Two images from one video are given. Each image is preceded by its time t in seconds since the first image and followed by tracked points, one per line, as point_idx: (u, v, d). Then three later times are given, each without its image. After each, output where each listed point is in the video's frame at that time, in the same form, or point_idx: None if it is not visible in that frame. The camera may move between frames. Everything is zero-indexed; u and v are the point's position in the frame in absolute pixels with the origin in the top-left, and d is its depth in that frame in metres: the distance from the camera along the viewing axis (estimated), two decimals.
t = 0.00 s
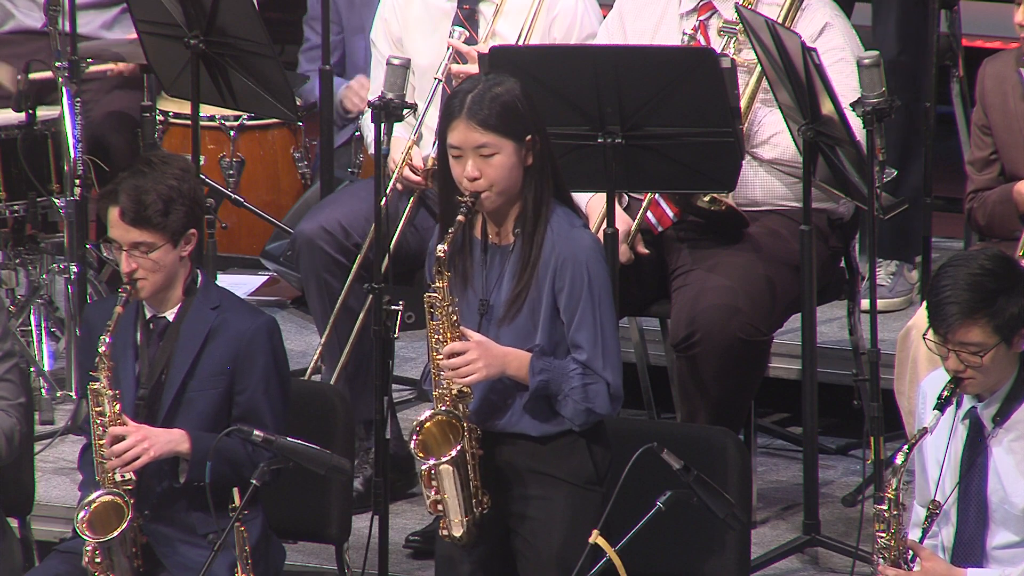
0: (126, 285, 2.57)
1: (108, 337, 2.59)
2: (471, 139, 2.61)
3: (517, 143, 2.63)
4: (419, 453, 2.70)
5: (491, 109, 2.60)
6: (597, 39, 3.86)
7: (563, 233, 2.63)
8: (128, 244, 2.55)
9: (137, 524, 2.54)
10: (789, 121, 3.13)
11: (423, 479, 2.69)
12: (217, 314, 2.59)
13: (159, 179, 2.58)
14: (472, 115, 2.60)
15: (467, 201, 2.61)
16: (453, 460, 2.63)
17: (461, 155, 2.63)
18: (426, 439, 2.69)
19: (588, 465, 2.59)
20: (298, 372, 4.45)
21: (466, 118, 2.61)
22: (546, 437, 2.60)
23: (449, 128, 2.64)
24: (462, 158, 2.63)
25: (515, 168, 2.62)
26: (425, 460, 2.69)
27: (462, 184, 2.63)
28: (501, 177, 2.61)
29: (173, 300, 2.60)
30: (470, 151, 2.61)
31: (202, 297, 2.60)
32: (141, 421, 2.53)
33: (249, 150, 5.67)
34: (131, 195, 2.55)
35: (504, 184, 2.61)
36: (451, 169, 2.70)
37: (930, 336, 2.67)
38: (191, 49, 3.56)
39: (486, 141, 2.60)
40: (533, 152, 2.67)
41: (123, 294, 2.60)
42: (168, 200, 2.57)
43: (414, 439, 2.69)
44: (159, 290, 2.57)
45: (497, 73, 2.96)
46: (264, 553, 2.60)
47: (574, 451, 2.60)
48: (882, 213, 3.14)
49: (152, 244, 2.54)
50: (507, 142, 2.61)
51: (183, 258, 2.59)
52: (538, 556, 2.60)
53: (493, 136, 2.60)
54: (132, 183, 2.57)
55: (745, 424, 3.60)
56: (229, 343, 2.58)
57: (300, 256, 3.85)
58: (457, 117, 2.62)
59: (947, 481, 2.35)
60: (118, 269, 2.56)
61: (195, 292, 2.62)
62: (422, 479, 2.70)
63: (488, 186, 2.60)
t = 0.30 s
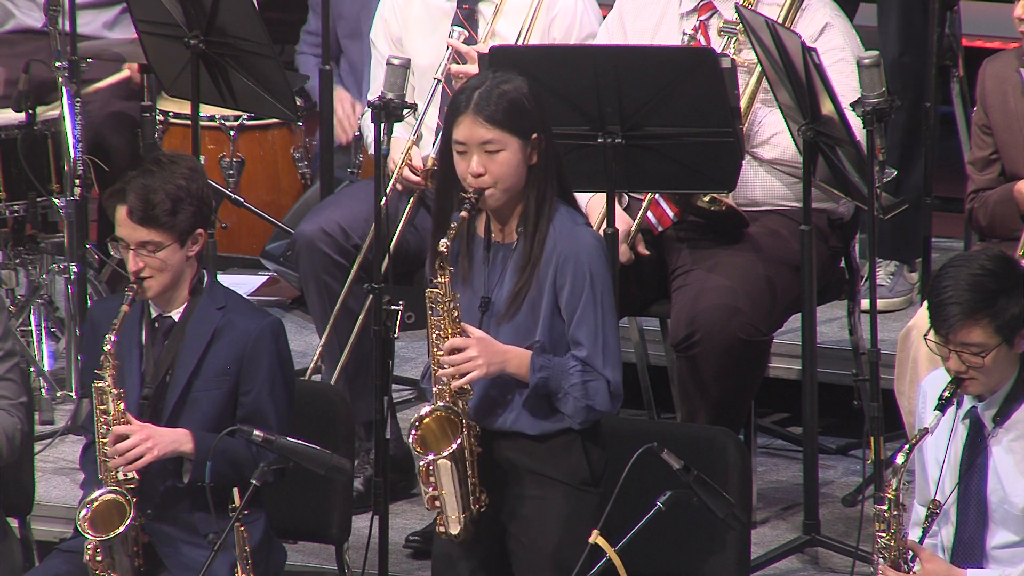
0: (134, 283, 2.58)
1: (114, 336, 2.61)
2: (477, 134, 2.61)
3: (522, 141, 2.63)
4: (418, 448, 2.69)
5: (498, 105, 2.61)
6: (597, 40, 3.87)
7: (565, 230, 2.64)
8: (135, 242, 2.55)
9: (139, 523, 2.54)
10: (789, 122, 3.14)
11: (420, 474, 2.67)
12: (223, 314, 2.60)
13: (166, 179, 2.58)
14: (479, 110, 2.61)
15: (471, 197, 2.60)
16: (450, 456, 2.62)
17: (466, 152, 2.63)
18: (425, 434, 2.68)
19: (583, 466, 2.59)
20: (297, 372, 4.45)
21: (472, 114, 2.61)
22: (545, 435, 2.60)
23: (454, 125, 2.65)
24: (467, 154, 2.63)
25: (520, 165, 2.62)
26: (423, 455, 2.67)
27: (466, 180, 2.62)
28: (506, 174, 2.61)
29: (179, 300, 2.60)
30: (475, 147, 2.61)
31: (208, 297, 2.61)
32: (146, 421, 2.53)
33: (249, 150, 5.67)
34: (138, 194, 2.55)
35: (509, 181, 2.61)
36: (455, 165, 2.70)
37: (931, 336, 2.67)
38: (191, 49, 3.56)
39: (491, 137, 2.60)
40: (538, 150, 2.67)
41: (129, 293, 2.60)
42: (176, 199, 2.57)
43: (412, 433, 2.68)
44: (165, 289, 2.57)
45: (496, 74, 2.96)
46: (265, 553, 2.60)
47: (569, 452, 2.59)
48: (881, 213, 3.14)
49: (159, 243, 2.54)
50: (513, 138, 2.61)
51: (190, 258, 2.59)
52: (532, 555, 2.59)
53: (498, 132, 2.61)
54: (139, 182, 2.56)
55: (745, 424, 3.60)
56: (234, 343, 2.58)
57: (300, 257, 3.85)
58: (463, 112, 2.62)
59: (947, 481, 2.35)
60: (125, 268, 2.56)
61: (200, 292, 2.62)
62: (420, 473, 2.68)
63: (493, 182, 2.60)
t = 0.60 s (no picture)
0: (134, 283, 2.57)
1: (115, 336, 2.60)
2: (486, 133, 2.62)
3: (531, 141, 2.64)
4: (414, 443, 2.69)
5: (508, 104, 2.62)
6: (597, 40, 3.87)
7: (573, 235, 2.64)
8: (137, 242, 2.54)
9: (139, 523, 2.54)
10: (789, 122, 3.14)
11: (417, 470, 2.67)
12: (224, 314, 2.60)
13: (168, 179, 2.58)
14: (490, 109, 2.62)
15: (478, 195, 2.62)
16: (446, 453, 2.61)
17: (474, 150, 2.64)
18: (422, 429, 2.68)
19: (579, 468, 2.59)
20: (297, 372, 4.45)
21: (482, 112, 2.62)
22: (540, 438, 2.60)
23: (464, 124, 2.66)
24: (476, 153, 2.64)
25: (529, 166, 2.63)
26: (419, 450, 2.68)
27: (474, 179, 2.64)
28: (513, 174, 2.61)
29: (179, 300, 2.60)
30: (484, 146, 2.62)
31: (210, 297, 2.60)
32: (146, 420, 2.53)
33: (249, 150, 5.66)
34: (141, 194, 2.55)
35: (516, 181, 2.62)
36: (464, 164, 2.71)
37: (931, 336, 2.67)
38: (191, 49, 3.56)
39: (500, 137, 2.61)
40: (547, 152, 2.67)
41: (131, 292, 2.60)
42: (179, 199, 2.57)
43: (409, 427, 2.68)
44: (166, 289, 2.57)
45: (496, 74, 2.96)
46: (265, 554, 2.60)
47: (564, 455, 2.59)
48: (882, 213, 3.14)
49: (161, 243, 2.54)
50: (520, 139, 2.62)
51: (192, 257, 2.59)
52: (527, 555, 2.59)
53: (507, 132, 2.61)
54: (142, 183, 2.56)
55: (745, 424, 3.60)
56: (235, 343, 2.58)
57: (300, 256, 3.85)
58: (473, 111, 2.64)
59: (947, 481, 2.35)
60: (127, 268, 2.56)
61: (202, 292, 2.62)
62: (416, 470, 2.69)
63: (500, 182, 2.61)
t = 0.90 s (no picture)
0: (134, 283, 2.57)
1: (114, 335, 2.60)
2: (485, 133, 2.62)
3: (530, 140, 2.64)
4: (413, 442, 2.68)
5: (507, 104, 2.62)
6: (597, 40, 3.87)
7: (572, 233, 2.64)
8: (136, 242, 2.55)
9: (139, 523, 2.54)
10: (789, 121, 3.13)
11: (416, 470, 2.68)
12: (224, 314, 2.59)
13: (167, 179, 2.58)
14: (488, 108, 2.62)
15: (477, 195, 2.62)
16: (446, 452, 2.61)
17: (473, 149, 2.64)
18: (421, 429, 2.67)
19: (579, 468, 2.59)
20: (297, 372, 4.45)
21: (480, 111, 2.63)
22: (540, 437, 2.59)
23: (463, 124, 2.66)
24: (474, 153, 2.64)
25: (527, 165, 2.63)
26: (419, 450, 2.67)
27: (473, 179, 2.64)
28: (512, 173, 2.61)
29: (179, 299, 2.60)
30: (482, 145, 2.62)
31: (209, 296, 2.60)
32: (146, 420, 2.53)
33: (249, 150, 5.66)
34: (139, 194, 2.54)
35: (515, 181, 2.62)
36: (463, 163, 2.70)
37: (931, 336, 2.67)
38: (191, 49, 3.56)
39: (498, 136, 2.61)
40: (546, 151, 2.67)
41: (131, 292, 2.60)
42: (178, 199, 2.57)
43: (409, 426, 2.68)
44: (165, 289, 2.57)
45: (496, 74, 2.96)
46: (265, 554, 2.60)
47: (564, 453, 2.59)
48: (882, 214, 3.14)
49: (159, 243, 2.54)
50: (519, 138, 2.62)
51: (191, 257, 2.59)
52: (527, 555, 2.59)
53: (506, 131, 2.62)
54: (140, 182, 2.56)
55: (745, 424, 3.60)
56: (236, 342, 2.58)
57: (300, 256, 3.85)
58: (471, 111, 2.64)
59: (947, 481, 2.34)
60: (126, 267, 2.56)
61: (202, 292, 2.62)
62: (416, 469, 2.69)
63: (499, 182, 2.61)
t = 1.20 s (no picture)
0: (132, 283, 2.58)
1: (112, 334, 2.60)
2: (482, 133, 2.63)
3: (526, 142, 2.65)
4: (413, 445, 2.67)
5: (504, 105, 2.63)
6: (597, 40, 3.87)
7: (570, 234, 2.64)
8: (133, 242, 2.55)
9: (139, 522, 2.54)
10: (789, 121, 3.14)
11: (416, 472, 2.66)
12: (222, 314, 2.59)
13: (164, 178, 2.58)
14: (485, 109, 2.63)
15: (474, 195, 2.62)
16: (446, 453, 2.61)
17: (469, 150, 2.64)
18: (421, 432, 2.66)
19: (580, 470, 2.60)
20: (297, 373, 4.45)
21: (477, 111, 2.64)
22: (539, 439, 2.59)
23: (460, 124, 2.67)
24: (471, 153, 2.64)
25: (523, 166, 2.64)
26: (418, 452, 2.66)
27: (469, 178, 2.64)
28: (509, 174, 2.62)
29: (177, 299, 2.60)
30: (479, 146, 2.63)
31: (208, 296, 2.60)
32: (145, 419, 2.53)
33: (249, 150, 5.66)
34: (136, 193, 2.54)
35: (512, 182, 2.63)
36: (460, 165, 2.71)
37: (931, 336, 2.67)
38: (190, 49, 3.56)
39: (495, 137, 2.62)
40: (543, 153, 2.68)
41: (129, 292, 2.60)
42: (173, 198, 2.57)
43: (409, 430, 2.67)
44: (163, 289, 2.57)
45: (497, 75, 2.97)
46: (265, 554, 2.60)
47: (564, 456, 2.60)
48: (882, 213, 3.14)
49: (156, 242, 2.54)
50: (516, 139, 2.63)
51: (188, 256, 2.59)
52: (527, 556, 2.58)
53: (503, 132, 2.63)
54: (137, 182, 2.56)
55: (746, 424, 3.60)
56: (235, 342, 2.58)
57: (300, 257, 3.85)
58: (469, 110, 2.65)
59: (947, 481, 2.34)
60: (124, 267, 2.56)
61: (200, 291, 2.61)
62: (416, 472, 2.68)
63: (496, 181, 2.62)
